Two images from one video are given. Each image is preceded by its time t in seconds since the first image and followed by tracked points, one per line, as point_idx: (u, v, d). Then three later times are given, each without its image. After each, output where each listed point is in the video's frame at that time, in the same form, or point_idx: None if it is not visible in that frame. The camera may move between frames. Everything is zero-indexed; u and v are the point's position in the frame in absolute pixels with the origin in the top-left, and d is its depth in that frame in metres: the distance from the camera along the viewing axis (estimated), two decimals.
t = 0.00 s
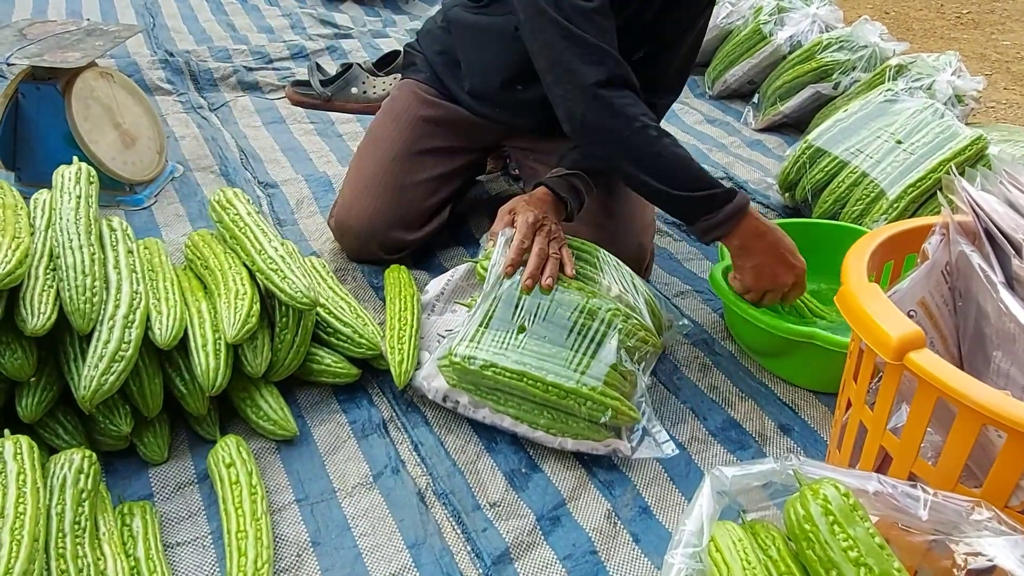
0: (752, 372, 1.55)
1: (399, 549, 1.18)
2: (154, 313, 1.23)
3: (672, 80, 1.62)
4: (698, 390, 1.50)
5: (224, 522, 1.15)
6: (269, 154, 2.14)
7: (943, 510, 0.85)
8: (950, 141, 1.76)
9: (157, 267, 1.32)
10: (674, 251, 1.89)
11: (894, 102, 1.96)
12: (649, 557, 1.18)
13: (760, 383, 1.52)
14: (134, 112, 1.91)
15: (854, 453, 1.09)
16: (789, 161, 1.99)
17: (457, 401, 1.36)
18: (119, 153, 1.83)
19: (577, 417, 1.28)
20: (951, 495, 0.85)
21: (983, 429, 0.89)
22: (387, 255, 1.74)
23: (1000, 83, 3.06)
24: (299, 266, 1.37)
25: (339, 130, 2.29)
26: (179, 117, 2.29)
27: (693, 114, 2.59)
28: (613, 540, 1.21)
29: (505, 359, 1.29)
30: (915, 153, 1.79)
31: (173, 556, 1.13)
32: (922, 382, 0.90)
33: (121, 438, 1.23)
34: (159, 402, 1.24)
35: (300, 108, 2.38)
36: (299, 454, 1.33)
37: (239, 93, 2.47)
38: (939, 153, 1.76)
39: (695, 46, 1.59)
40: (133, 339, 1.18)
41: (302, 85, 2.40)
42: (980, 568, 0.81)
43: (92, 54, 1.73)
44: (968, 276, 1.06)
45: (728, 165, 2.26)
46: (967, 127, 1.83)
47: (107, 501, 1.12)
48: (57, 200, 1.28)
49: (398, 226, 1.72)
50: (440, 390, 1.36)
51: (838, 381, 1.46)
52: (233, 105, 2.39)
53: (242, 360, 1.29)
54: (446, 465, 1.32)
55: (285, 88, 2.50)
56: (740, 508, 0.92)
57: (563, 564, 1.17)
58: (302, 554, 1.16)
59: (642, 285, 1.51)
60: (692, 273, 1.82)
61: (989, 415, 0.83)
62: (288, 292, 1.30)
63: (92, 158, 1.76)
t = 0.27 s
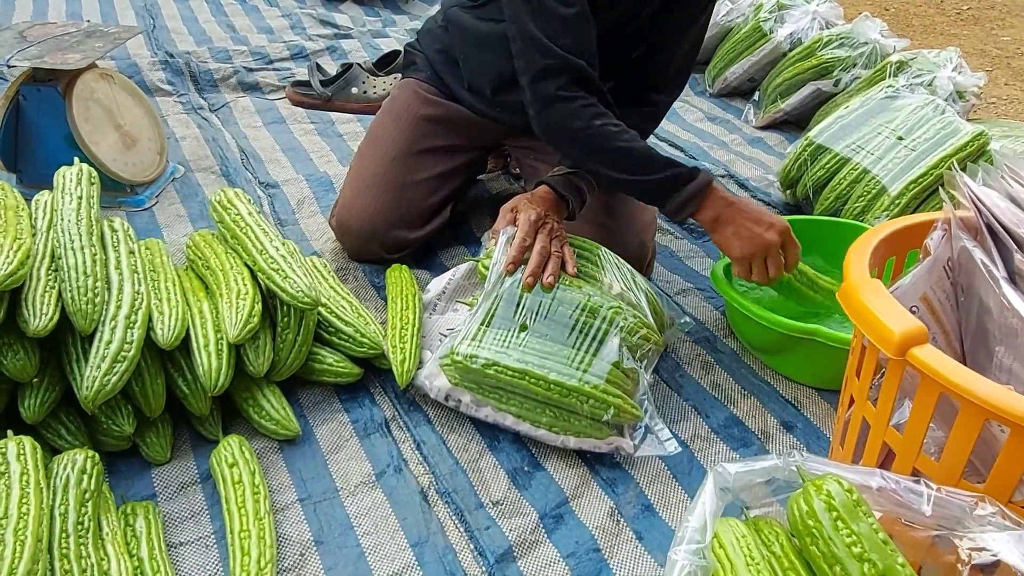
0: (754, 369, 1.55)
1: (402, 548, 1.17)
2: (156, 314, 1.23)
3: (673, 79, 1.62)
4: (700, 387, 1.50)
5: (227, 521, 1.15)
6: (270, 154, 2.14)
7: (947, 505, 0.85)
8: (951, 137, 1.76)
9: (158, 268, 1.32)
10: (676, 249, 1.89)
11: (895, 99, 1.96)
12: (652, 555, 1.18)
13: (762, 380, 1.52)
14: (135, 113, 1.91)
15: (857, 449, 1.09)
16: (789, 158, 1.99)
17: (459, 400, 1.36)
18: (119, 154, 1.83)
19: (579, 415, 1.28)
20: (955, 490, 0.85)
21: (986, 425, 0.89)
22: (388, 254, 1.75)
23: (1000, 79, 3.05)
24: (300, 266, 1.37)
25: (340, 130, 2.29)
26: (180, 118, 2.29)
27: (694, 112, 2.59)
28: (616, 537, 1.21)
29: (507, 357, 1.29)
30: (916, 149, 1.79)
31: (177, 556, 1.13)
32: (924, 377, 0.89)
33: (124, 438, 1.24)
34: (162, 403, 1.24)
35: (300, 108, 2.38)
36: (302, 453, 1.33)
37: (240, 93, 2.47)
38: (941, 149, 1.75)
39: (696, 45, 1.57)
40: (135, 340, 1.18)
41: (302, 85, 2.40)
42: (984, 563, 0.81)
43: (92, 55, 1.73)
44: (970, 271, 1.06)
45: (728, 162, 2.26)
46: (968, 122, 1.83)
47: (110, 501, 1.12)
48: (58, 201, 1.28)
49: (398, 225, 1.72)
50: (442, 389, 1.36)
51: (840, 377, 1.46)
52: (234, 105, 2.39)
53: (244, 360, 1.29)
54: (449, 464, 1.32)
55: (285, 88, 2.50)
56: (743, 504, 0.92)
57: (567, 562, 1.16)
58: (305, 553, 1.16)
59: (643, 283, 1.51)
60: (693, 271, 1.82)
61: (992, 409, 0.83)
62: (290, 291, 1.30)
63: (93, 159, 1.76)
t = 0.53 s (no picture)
0: (759, 363, 1.55)
1: (409, 544, 1.17)
2: (161, 313, 1.23)
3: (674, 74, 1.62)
4: (705, 382, 1.50)
5: (234, 519, 1.15)
6: (271, 154, 2.15)
7: (955, 493, 0.85)
8: (953, 129, 1.76)
9: (162, 267, 1.32)
10: (679, 244, 1.89)
11: (896, 92, 1.96)
12: (659, 548, 1.18)
13: (767, 374, 1.52)
14: (137, 114, 1.91)
15: (863, 441, 1.09)
16: (791, 153, 1.99)
17: (465, 397, 1.36)
18: (121, 155, 1.83)
19: (584, 411, 1.28)
20: (963, 479, 0.85)
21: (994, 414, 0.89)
22: (389, 250, 1.75)
23: (1001, 72, 3.05)
24: (305, 264, 1.37)
25: (341, 129, 2.29)
26: (181, 118, 2.29)
27: (695, 108, 2.59)
28: (623, 532, 1.21)
29: (512, 355, 1.29)
30: (919, 142, 1.79)
31: (184, 554, 1.13)
32: (931, 367, 0.89)
33: (130, 437, 1.24)
34: (167, 401, 1.24)
35: (302, 108, 2.38)
36: (308, 451, 1.33)
37: (241, 94, 2.47)
38: (943, 141, 1.76)
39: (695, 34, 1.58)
40: (140, 339, 1.18)
41: (303, 85, 2.41)
42: (994, 551, 0.81)
43: (93, 56, 1.73)
44: (975, 262, 1.06)
45: (730, 158, 2.26)
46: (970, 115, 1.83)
47: (117, 500, 1.12)
48: (62, 201, 1.28)
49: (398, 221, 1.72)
50: (448, 386, 1.36)
51: (845, 369, 1.46)
52: (235, 105, 2.39)
53: (249, 358, 1.29)
54: (455, 460, 1.32)
55: (286, 88, 2.50)
56: (751, 496, 0.93)
57: (574, 557, 1.16)
58: (312, 550, 1.16)
59: (647, 278, 1.51)
60: (696, 266, 1.82)
61: (999, 398, 0.83)
62: (294, 289, 1.30)
63: (95, 160, 1.76)
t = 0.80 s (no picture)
0: (759, 356, 1.54)
1: (409, 540, 1.17)
2: (159, 311, 1.23)
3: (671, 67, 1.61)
4: (706, 375, 1.50)
5: (234, 517, 1.14)
6: (269, 153, 2.14)
7: (956, 481, 0.84)
8: (953, 120, 1.76)
9: (160, 266, 1.32)
10: (678, 239, 1.89)
11: (894, 83, 1.95)
12: (660, 541, 1.17)
13: (768, 367, 1.51)
14: (133, 114, 1.91)
15: (865, 432, 1.08)
16: (790, 146, 1.99)
17: (464, 393, 1.35)
18: (118, 156, 1.83)
19: (584, 406, 1.27)
20: (964, 466, 0.85)
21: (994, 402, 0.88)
22: (384, 246, 1.74)
23: (1001, 63, 3.04)
24: (303, 262, 1.36)
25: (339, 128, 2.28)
26: (179, 119, 2.29)
27: (693, 102, 2.59)
28: (625, 526, 1.20)
29: (512, 351, 1.29)
30: (918, 133, 1.79)
31: (184, 553, 1.13)
32: (931, 355, 0.89)
33: (129, 436, 1.23)
34: (166, 400, 1.24)
35: (299, 107, 2.38)
36: (307, 449, 1.32)
37: (238, 94, 2.47)
38: (942, 132, 1.75)
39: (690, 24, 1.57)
40: (138, 338, 1.18)
41: (300, 84, 2.39)
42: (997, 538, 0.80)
43: (89, 57, 1.73)
44: (975, 251, 1.05)
45: (729, 152, 2.25)
46: (968, 105, 1.82)
47: (116, 499, 1.11)
48: (59, 201, 1.28)
49: (392, 217, 1.71)
50: (447, 381, 1.35)
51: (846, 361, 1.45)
52: (232, 105, 2.39)
53: (248, 356, 1.29)
54: (455, 456, 1.31)
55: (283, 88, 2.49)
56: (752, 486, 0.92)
57: (575, 552, 1.16)
58: (312, 547, 1.16)
59: (646, 272, 1.50)
60: (696, 260, 1.82)
61: (1000, 385, 0.82)
62: (292, 287, 1.30)
63: (92, 161, 1.76)
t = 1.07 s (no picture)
0: (760, 352, 1.54)
1: (411, 540, 1.17)
2: (159, 314, 1.23)
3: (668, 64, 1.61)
4: (706, 372, 1.49)
5: (236, 519, 1.15)
6: (268, 156, 2.15)
7: (957, 475, 0.84)
8: (951, 114, 1.76)
9: (160, 269, 1.32)
10: (678, 236, 1.89)
11: (893, 78, 1.95)
12: (662, 539, 1.17)
13: (769, 363, 1.51)
14: (132, 118, 1.91)
15: (865, 427, 1.08)
16: (789, 142, 1.99)
17: (465, 393, 1.36)
18: (118, 160, 1.83)
19: (584, 405, 1.27)
20: (965, 460, 0.85)
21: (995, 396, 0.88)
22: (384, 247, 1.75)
23: (1000, 57, 3.04)
24: (302, 264, 1.37)
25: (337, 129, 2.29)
26: (178, 122, 2.30)
27: (692, 100, 2.59)
28: (626, 524, 1.20)
29: (512, 350, 1.29)
30: (917, 127, 1.78)
31: (187, 555, 1.13)
32: (931, 349, 0.89)
33: (131, 440, 1.24)
34: (167, 403, 1.24)
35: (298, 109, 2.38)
36: (309, 450, 1.32)
37: (237, 96, 2.47)
38: (941, 126, 1.75)
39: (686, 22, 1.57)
40: (138, 341, 1.18)
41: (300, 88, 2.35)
42: (998, 532, 0.80)
43: (87, 62, 1.73)
44: (974, 244, 1.05)
45: (728, 149, 2.25)
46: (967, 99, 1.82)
47: (118, 503, 1.11)
48: (58, 206, 1.28)
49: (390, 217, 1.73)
50: (448, 381, 1.35)
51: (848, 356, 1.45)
52: (231, 108, 2.39)
53: (249, 359, 1.29)
54: (456, 456, 1.31)
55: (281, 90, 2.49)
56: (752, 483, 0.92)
57: (577, 550, 1.16)
58: (314, 548, 1.16)
59: (646, 270, 1.50)
60: (696, 257, 1.82)
61: (999, 378, 0.82)
62: (292, 289, 1.30)
63: (91, 166, 1.76)
